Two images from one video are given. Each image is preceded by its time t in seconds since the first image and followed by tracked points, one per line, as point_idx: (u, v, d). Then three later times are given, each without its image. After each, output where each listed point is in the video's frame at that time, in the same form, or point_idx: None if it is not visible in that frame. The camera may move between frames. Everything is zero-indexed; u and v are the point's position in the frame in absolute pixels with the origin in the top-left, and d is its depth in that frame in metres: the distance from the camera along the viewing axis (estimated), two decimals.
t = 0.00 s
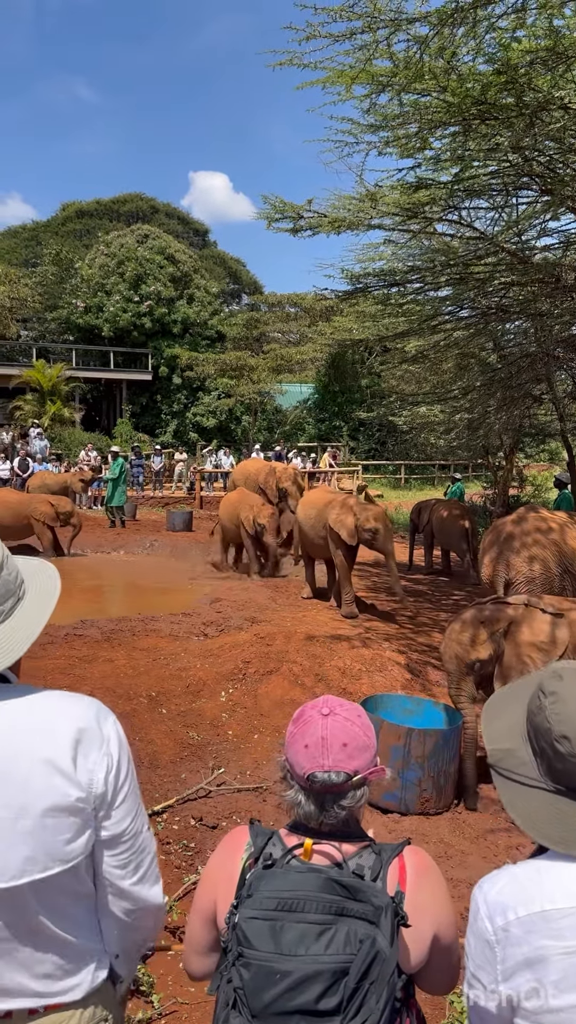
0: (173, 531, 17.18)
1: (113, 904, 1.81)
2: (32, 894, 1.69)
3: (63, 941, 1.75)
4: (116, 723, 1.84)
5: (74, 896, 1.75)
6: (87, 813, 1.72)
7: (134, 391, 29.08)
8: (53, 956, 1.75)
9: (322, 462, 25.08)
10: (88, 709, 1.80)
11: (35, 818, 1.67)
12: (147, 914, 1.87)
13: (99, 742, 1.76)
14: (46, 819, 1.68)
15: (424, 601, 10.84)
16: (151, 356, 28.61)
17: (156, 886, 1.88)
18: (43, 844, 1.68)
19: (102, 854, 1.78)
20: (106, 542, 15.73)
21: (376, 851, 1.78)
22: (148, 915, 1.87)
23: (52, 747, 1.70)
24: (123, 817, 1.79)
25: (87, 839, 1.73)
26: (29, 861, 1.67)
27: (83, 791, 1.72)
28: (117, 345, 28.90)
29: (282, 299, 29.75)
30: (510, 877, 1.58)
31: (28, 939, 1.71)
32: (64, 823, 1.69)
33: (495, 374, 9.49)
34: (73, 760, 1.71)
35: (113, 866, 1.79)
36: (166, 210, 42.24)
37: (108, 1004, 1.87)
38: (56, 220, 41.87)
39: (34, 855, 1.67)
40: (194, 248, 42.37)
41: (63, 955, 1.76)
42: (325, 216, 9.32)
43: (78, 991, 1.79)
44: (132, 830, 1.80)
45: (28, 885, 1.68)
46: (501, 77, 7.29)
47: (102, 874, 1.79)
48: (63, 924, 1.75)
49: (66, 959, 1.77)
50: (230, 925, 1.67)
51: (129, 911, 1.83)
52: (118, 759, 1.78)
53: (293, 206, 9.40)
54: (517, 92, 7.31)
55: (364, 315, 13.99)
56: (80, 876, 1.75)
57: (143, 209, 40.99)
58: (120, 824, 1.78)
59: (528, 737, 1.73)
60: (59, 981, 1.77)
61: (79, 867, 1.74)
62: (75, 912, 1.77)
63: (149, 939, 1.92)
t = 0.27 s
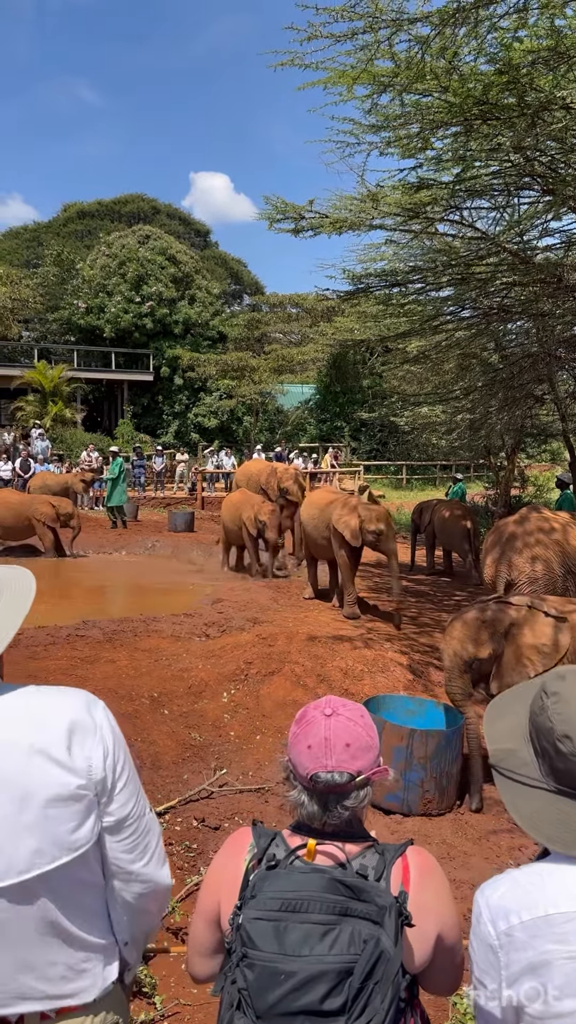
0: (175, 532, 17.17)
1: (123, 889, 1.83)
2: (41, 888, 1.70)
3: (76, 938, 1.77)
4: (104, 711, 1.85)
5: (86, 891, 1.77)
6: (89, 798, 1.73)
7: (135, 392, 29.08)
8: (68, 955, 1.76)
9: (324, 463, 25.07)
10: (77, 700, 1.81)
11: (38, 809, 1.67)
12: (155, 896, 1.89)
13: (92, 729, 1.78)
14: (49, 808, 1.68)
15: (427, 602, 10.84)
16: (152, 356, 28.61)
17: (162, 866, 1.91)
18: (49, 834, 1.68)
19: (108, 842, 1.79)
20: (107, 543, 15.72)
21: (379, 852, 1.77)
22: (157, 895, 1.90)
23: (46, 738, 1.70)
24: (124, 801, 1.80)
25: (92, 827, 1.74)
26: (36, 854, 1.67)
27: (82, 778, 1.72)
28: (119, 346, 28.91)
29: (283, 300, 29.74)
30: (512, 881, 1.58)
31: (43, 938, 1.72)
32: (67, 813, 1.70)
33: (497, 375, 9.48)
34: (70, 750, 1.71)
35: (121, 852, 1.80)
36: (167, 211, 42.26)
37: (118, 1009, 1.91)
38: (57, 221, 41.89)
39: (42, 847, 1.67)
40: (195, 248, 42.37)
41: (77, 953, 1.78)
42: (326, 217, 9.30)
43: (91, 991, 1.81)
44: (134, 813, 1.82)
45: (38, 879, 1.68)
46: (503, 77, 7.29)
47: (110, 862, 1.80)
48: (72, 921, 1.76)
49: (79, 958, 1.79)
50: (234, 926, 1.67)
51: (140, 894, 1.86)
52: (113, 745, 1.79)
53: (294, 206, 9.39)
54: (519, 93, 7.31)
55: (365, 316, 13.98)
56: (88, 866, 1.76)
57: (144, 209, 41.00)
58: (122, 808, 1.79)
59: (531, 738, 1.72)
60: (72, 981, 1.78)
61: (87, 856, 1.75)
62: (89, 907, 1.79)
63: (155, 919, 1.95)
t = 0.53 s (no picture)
0: (176, 532, 17.17)
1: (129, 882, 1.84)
2: (45, 889, 1.71)
3: (83, 939, 1.78)
4: (102, 706, 1.85)
5: (94, 892, 1.78)
6: (91, 794, 1.72)
7: (136, 393, 29.10)
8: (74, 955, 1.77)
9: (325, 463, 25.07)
10: (74, 698, 1.81)
11: (39, 807, 1.67)
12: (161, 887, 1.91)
13: (90, 725, 1.77)
14: (51, 805, 1.68)
15: (428, 602, 10.84)
16: (154, 357, 28.63)
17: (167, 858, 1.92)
18: (51, 832, 1.68)
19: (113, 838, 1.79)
20: (109, 543, 15.72)
21: (382, 851, 1.77)
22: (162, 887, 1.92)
23: (44, 737, 1.71)
24: (125, 795, 1.80)
25: (96, 824, 1.75)
26: (41, 851, 1.68)
27: (83, 774, 1.72)
28: (120, 347, 28.93)
29: (285, 300, 29.73)
30: (512, 880, 1.58)
31: (49, 938, 1.73)
32: (69, 811, 1.70)
33: (499, 375, 9.49)
34: (68, 747, 1.71)
35: (126, 846, 1.81)
36: (168, 211, 42.30)
37: (123, 1009, 1.91)
38: (58, 221, 41.89)
39: (45, 844, 1.68)
40: (196, 248, 42.40)
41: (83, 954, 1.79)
42: (328, 216, 9.29)
43: (98, 991, 1.81)
44: (136, 805, 1.82)
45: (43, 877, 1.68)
46: (504, 76, 7.30)
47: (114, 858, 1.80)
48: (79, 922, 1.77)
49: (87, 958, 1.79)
50: (236, 926, 1.67)
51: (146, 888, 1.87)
52: (113, 741, 1.79)
53: (295, 206, 9.40)
54: (520, 93, 7.31)
55: (366, 316, 13.98)
56: (94, 862, 1.76)
57: (145, 210, 41.00)
58: (124, 802, 1.79)
59: (530, 736, 1.72)
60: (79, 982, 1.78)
61: (92, 853, 1.75)
62: (97, 907, 1.80)
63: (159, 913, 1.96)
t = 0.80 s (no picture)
0: (177, 533, 17.18)
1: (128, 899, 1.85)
2: (47, 898, 1.70)
3: (80, 946, 1.77)
4: (117, 720, 1.85)
5: (92, 900, 1.78)
6: (99, 811, 1.73)
7: (137, 394, 29.11)
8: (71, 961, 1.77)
9: (326, 464, 25.06)
10: (90, 709, 1.81)
11: (47, 818, 1.68)
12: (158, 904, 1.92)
13: (105, 739, 1.78)
14: (58, 819, 1.69)
15: (429, 602, 10.83)
16: (155, 358, 28.65)
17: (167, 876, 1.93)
18: (57, 844, 1.69)
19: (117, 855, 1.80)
20: (110, 544, 15.73)
21: (382, 851, 1.77)
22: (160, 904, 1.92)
23: (59, 748, 1.71)
24: (134, 813, 1.81)
25: (101, 840, 1.75)
26: (44, 864, 1.68)
27: (93, 790, 1.73)
28: (121, 348, 28.96)
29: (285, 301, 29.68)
30: (512, 881, 1.57)
31: (47, 945, 1.73)
32: (76, 825, 1.70)
33: (500, 375, 9.49)
34: (81, 761, 1.72)
35: (129, 864, 1.82)
36: (169, 212, 42.33)
37: (120, 1011, 1.91)
38: (59, 222, 41.94)
39: (49, 858, 1.68)
40: (197, 249, 42.41)
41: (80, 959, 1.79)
42: (328, 217, 9.28)
43: (94, 994, 1.81)
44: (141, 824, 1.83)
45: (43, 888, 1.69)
46: (504, 76, 7.31)
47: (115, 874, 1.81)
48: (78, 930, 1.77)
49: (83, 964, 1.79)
50: (238, 926, 1.66)
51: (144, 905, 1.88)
52: (125, 756, 1.80)
53: (295, 207, 9.40)
54: (520, 93, 7.31)
55: (366, 317, 13.98)
56: (95, 876, 1.77)
57: (146, 210, 41.03)
58: (130, 820, 1.80)
59: (529, 737, 1.72)
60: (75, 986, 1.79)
61: (95, 866, 1.76)
62: (95, 913, 1.79)
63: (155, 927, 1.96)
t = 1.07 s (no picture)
0: (177, 533, 17.19)
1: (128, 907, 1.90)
2: (51, 904, 1.73)
3: (82, 948, 1.80)
4: (129, 730, 1.90)
5: (96, 904, 1.81)
6: (108, 821, 1.78)
7: (138, 394, 29.12)
8: (74, 960, 1.80)
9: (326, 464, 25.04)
10: (106, 718, 1.85)
11: (59, 825, 1.71)
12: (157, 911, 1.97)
13: (119, 749, 1.82)
14: (69, 827, 1.73)
15: (429, 602, 10.82)
16: (155, 358, 28.66)
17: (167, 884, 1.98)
18: (65, 853, 1.73)
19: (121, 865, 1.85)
20: (110, 544, 15.73)
21: (382, 851, 1.77)
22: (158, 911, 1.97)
23: (76, 756, 1.75)
24: (142, 823, 1.86)
25: (108, 849, 1.80)
26: (51, 872, 1.71)
27: (105, 800, 1.78)
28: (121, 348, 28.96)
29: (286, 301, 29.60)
30: (513, 880, 1.58)
31: (47, 949, 1.75)
32: (86, 833, 1.75)
33: (500, 375, 9.48)
34: (95, 771, 1.76)
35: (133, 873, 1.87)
36: (170, 213, 42.35)
37: (119, 1012, 1.94)
38: (60, 223, 41.96)
39: (57, 866, 1.72)
40: (198, 249, 42.42)
41: (83, 959, 1.82)
42: (328, 217, 9.28)
43: (93, 996, 1.84)
44: (144, 835, 1.88)
45: (49, 896, 1.72)
46: (504, 77, 7.31)
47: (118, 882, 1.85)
48: (80, 934, 1.79)
49: (85, 965, 1.82)
50: (239, 928, 1.66)
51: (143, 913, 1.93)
52: (137, 767, 1.85)
53: (296, 207, 9.39)
54: (520, 93, 7.32)
55: (367, 317, 13.98)
56: (99, 880, 1.81)
57: (147, 211, 41.05)
58: (136, 831, 1.85)
59: (531, 737, 1.72)
60: (75, 986, 1.81)
61: (100, 874, 1.80)
62: (98, 916, 1.83)
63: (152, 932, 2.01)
